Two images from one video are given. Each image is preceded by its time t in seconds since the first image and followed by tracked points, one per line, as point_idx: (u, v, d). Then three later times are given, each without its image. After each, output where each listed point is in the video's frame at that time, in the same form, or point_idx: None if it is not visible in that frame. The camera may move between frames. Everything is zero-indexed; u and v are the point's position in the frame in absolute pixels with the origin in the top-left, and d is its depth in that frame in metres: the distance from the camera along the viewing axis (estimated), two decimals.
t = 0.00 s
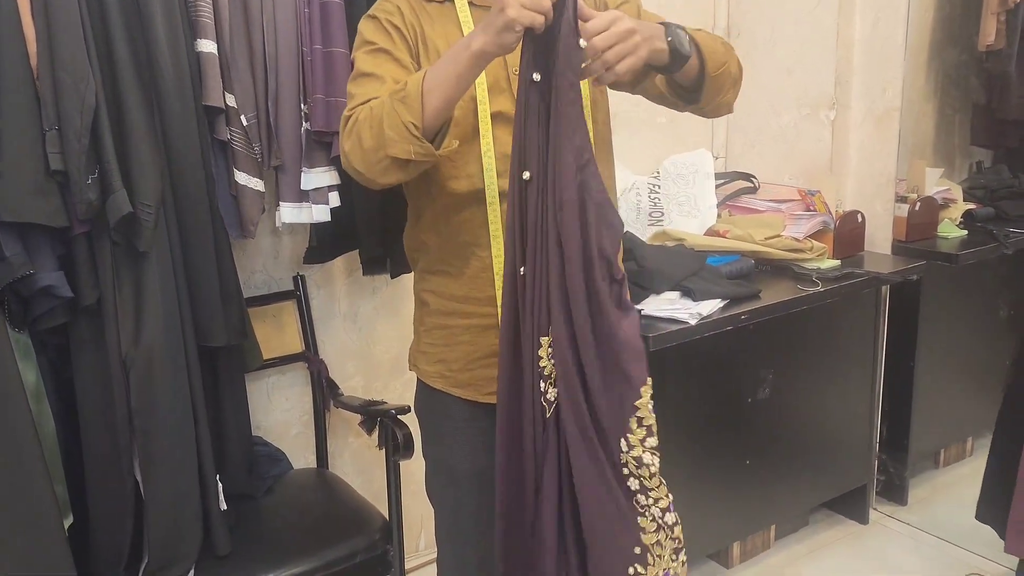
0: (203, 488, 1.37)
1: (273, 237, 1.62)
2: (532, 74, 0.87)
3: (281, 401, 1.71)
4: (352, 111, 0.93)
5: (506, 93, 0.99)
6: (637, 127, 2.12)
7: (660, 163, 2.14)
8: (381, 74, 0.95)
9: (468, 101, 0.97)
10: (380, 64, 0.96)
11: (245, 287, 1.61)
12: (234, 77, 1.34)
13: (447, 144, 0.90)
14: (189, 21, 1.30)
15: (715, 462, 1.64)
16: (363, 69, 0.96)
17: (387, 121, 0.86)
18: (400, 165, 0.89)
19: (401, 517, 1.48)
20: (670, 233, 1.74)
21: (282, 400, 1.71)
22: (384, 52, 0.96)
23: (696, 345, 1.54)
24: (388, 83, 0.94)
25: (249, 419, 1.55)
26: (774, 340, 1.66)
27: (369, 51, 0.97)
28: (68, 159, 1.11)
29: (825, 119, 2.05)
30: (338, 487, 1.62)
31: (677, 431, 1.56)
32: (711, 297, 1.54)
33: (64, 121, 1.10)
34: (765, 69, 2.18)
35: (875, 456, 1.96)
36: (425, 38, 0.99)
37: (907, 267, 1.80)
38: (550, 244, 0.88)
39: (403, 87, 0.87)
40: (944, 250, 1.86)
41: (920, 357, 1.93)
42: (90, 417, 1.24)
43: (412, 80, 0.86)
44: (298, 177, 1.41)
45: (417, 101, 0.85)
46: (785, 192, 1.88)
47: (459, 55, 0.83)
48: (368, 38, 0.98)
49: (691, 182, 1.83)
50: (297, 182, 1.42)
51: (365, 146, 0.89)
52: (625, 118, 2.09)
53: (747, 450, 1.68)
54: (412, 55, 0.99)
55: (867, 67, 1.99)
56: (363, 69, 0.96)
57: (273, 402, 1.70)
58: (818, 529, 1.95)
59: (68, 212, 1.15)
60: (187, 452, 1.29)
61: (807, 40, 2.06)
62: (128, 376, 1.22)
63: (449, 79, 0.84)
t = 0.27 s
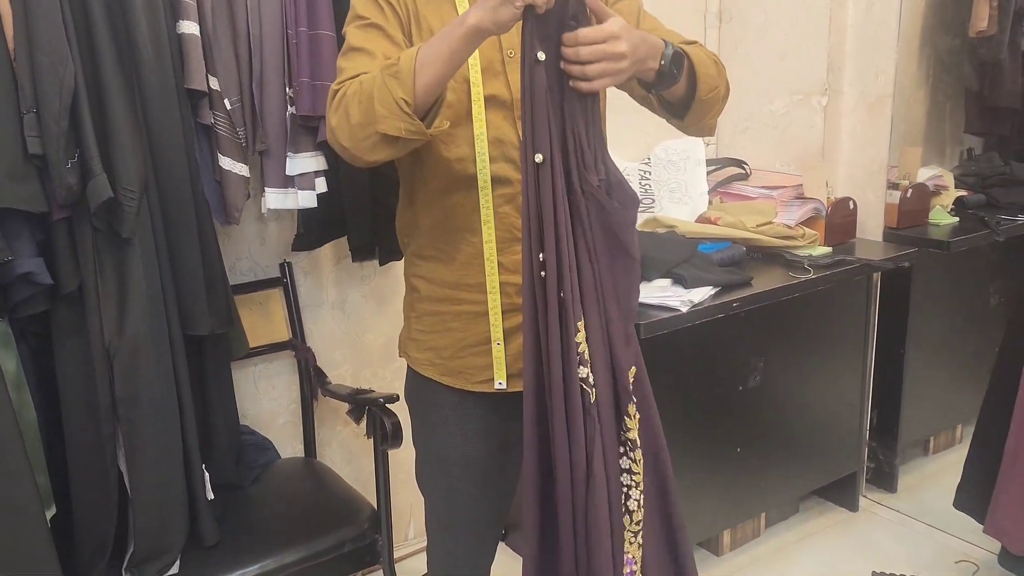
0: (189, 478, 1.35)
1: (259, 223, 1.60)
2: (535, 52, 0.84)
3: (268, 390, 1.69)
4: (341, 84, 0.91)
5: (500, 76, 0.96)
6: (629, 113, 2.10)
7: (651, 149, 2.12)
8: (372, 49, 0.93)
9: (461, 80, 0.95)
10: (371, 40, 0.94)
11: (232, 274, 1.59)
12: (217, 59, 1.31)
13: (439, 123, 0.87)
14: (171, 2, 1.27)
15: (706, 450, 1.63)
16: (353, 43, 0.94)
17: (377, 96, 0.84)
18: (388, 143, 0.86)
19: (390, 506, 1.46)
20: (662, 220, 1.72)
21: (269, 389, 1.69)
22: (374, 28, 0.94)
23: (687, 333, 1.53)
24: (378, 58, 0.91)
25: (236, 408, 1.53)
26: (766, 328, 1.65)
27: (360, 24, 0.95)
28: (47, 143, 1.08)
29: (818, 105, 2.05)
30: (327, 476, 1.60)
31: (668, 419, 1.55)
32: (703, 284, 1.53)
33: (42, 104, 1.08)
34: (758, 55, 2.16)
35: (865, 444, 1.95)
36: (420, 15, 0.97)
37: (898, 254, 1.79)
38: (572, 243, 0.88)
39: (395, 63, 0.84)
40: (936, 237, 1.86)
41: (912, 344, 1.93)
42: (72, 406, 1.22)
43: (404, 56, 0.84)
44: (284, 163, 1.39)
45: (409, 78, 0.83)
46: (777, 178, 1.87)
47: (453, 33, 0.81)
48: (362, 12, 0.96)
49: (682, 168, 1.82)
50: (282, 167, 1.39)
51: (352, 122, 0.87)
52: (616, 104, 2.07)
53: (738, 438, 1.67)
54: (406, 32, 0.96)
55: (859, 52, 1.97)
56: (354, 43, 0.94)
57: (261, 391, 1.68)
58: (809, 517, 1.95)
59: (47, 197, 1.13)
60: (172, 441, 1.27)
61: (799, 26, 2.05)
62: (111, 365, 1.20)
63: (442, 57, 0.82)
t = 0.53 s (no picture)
0: (178, 471, 1.34)
1: (249, 215, 1.58)
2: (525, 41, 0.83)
3: (258, 383, 1.68)
4: (336, 82, 0.90)
5: (497, 71, 0.95)
6: (620, 105, 2.10)
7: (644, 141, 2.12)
8: (367, 41, 0.92)
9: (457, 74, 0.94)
10: (365, 32, 0.93)
11: (221, 266, 1.58)
12: (205, 49, 1.30)
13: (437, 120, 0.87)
14: None
15: (698, 443, 1.63)
16: (348, 36, 0.93)
17: (373, 93, 0.83)
18: (385, 140, 0.85)
19: (381, 500, 1.46)
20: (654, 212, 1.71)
21: (259, 382, 1.68)
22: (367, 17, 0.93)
23: (679, 325, 1.52)
24: (373, 54, 0.90)
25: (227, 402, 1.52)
26: (758, 320, 1.65)
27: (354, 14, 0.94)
28: (32, 134, 1.07)
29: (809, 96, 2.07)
30: (318, 470, 1.60)
31: (659, 411, 1.55)
32: (695, 277, 1.52)
33: (27, 94, 1.06)
34: (750, 47, 2.16)
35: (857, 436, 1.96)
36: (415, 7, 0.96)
37: (891, 247, 1.79)
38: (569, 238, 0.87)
39: (392, 60, 0.83)
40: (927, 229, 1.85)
41: (903, 336, 1.93)
42: (59, 399, 1.21)
43: (401, 53, 0.83)
44: (273, 154, 1.38)
45: (406, 75, 0.82)
46: (768, 169, 1.86)
47: (450, 28, 0.80)
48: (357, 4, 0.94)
49: (674, 160, 1.81)
50: (272, 159, 1.38)
51: (348, 119, 0.86)
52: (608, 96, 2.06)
53: (730, 430, 1.67)
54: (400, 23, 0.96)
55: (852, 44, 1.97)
56: (348, 37, 0.93)
57: (251, 384, 1.67)
58: (800, 509, 1.95)
59: (32, 188, 1.12)
60: (160, 435, 1.26)
61: (791, 18, 2.05)
62: (98, 358, 1.19)
63: (438, 53, 0.81)
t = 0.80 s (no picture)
0: (178, 461, 1.34)
1: (247, 204, 1.57)
2: (545, 44, 0.81)
3: (257, 373, 1.67)
4: (341, 85, 0.87)
5: (499, 64, 0.94)
6: (620, 95, 2.09)
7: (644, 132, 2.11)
8: (369, 37, 0.90)
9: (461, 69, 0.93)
10: (366, 27, 0.91)
11: (219, 256, 1.57)
12: (202, 36, 1.29)
13: (450, 123, 0.85)
14: None
15: (698, 433, 1.62)
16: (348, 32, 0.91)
17: (386, 96, 0.81)
18: (397, 145, 0.83)
19: (380, 489, 1.45)
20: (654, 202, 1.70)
21: (258, 372, 1.67)
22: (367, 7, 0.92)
23: (679, 315, 1.51)
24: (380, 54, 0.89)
25: (225, 392, 1.52)
26: (758, 311, 1.64)
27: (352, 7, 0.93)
28: (27, 121, 1.06)
29: (811, 87, 2.01)
30: (316, 460, 1.59)
31: (659, 402, 1.54)
32: (695, 268, 1.51)
33: (23, 81, 1.05)
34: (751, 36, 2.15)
35: (857, 427, 1.95)
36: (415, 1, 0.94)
37: (894, 238, 1.78)
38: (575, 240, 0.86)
39: (405, 64, 0.81)
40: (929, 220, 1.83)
41: (903, 329, 1.90)
42: (56, 389, 1.20)
43: (415, 57, 0.81)
44: (271, 142, 1.37)
45: (422, 78, 0.80)
46: (770, 160, 1.85)
47: (468, 32, 0.79)
48: None
49: (675, 151, 1.80)
50: (271, 148, 1.37)
51: (357, 121, 0.83)
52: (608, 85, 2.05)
53: (730, 421, 1.67)
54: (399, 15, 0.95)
55: (854, 34, 1.96)
56: (350, 35, 0.91)
57: (249, 374, 1.66)
58: (800, 500, 1.95)
59: (28, 176, 1.11)
60: (158, 425, 1.25)
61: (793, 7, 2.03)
62: (95, 347, 1.18)
63: (453, 56, 0.79)
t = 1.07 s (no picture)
0: (193, 449, 1.34)
1: (260, 193, 1.57)
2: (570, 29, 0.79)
3: (269, 363, 1.67)
4: (361, 71, 0.86)
5: (515, 54, 0.92)
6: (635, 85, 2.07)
7: (659, 123, 2.09)
8: (385, 25, 0.89)
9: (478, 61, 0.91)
10: (382, 15, 0.90)
11: (232, 245, 1.57)
12: (217, 24, 1.29)
13: (472, 110, 0.84)
14: None
15: (712, 427, 1.61)
16: (365, 19, 0.90)
17: (408, 84, 0.80)
18: (419, 131, 0.82)
19: (392, 480, 1.45)
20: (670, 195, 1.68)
21: (270, 362, 1.67)
22: None
23: (696, 308, 1.50)
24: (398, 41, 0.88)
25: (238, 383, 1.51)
26: (774, 304, 1.63)
27: None
28: (41, 108, 1.05)
29: (829, 78, 1.98)
30: (328, 450, 1.59)
31: (674, 395, 1.53)
32: (711, 260, 1.50)
33: (37, 67, 1.05)
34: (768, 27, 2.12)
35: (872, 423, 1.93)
36: None
37: (912, 231, 1.76)
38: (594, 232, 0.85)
39: (429, 49, 0.80)
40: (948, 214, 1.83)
41: (920, 323, 1.87)
42: (70, 377, 1.20)
43: (438, 42, 0.80)
44: (285, 131, 1.36)
45: (444, 65, 0.79)
46: (786, 152, 1.84)
47: (492, 16, 0.77)
48: None
49: (690, 142, 1.79)
50: (285, 136, 1.36)
51: (378, 109, 0.83)
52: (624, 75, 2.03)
53: (744, 415, 1.66)
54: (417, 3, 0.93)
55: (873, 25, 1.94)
56: (366, 21, 0.89)
57: (261, 364, 1.66)
58: (814, 495, 1.94)
59: (42, 163, 1.10)
60: (171, 414, 1.25)
61: None
62: (109, 335, 1.18)
63: (477, 41, 0.78)
